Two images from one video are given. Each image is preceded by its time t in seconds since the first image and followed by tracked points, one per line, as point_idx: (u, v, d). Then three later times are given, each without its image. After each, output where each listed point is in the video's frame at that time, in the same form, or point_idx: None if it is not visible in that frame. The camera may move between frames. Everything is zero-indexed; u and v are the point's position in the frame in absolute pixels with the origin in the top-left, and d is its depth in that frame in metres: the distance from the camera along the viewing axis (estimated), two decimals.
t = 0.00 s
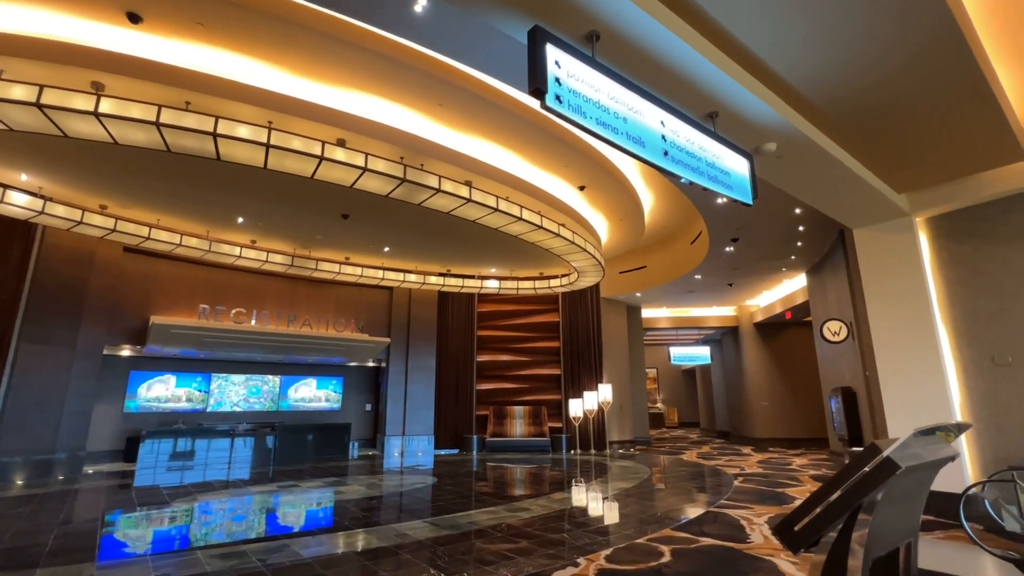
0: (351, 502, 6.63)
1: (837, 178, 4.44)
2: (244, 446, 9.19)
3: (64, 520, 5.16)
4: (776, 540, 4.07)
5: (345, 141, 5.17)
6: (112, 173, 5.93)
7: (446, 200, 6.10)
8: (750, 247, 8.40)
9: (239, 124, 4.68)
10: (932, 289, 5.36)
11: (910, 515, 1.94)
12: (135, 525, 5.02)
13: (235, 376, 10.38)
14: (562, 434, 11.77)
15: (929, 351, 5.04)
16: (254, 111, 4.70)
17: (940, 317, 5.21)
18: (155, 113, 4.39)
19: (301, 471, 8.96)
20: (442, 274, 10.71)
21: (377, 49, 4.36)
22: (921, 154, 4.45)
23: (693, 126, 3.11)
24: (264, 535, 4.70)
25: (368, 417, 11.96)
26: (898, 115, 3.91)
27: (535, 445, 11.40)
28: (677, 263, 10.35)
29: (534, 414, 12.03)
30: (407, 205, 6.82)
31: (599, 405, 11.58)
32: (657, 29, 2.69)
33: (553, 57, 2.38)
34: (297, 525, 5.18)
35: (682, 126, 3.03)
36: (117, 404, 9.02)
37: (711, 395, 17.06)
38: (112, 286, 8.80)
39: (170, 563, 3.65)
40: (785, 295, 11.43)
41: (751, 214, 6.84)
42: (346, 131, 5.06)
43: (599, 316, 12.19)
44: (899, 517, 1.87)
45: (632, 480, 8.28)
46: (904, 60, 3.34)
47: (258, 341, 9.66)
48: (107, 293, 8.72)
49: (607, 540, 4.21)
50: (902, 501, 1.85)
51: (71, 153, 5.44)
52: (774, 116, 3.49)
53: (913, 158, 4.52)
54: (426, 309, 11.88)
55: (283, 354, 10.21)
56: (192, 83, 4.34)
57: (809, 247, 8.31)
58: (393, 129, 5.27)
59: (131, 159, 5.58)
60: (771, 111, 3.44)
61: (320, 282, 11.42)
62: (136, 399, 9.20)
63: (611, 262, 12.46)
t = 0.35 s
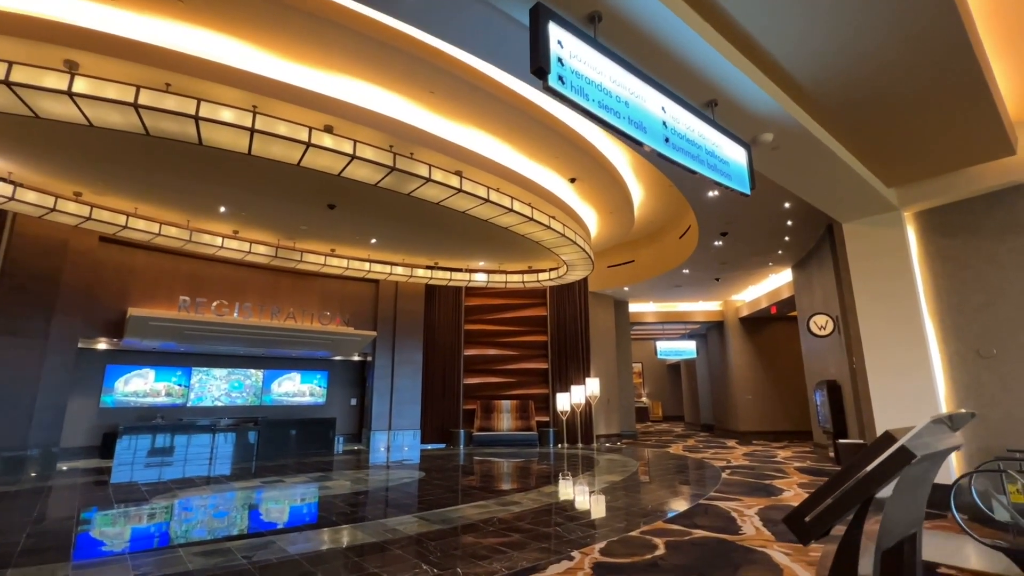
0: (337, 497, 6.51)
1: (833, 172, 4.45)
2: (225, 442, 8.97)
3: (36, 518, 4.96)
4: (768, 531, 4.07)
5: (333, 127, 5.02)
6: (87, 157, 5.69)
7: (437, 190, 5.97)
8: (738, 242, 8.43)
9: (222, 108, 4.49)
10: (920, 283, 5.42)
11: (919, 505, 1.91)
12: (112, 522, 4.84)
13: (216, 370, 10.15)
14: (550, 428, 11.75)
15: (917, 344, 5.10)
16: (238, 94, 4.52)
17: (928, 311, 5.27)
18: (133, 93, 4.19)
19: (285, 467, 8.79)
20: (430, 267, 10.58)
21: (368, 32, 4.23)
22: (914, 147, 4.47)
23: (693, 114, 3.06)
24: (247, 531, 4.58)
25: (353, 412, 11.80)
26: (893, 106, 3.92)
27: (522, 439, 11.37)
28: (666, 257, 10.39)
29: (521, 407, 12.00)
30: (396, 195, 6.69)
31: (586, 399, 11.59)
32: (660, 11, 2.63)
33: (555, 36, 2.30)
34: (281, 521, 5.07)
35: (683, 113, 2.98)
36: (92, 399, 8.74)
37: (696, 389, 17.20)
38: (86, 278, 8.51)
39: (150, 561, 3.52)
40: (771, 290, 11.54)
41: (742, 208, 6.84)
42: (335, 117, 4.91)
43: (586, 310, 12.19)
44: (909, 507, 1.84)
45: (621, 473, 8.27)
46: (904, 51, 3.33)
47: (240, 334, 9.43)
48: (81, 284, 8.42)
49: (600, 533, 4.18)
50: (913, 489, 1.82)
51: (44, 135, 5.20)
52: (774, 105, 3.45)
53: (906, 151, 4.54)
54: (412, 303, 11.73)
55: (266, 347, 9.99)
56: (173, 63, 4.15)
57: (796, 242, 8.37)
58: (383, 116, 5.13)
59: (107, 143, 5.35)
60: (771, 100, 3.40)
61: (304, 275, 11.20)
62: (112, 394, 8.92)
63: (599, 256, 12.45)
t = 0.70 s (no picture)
0: (330, 481, 6.43)
1: (840, 152, 4.36)
2: (214, 425, 8.83)
3: (20, 503, 4.82)
4: (768, 514, 4.06)
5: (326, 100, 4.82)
6: (66, 129, 5.43)
7: (433, 168, 5.79)
8: (736, 226, 8.37)
9: (209, 77, 4.28)
10: (920, 267, 5.38)
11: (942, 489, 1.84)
12: (99, 506, 4.72)
13: (204, 353, 9.96)
14: (542, 412, 11.73)
15: (917, 328, 5.08)
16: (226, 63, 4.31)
17: (928, 296, 5.25)
18: (113, 59, 3.95)
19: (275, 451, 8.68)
20: (423, 250, 10.42)
21: None
22: (923, 127, 4.40)
23: (707, 86, 2.94)
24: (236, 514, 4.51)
25: (344, 395, 11.69)
26: (904, 83, 3.83)
27: (513, 422, 11.35)
28: (661, 242, 10.32)
29: (513, 391, 11.97)
30: (390, 173, 6.50)
31: (579, 383, 11.57)
32: None
33: None
34: (273, 504, 4.98)
35: (697, 85, 2.85)
36: (76, 381, 8.53)
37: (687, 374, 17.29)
38: (67, 257, 8.24)
39: (140, 546, 3.42)
40: (765, 276, 11.54)
41: (742, 191, 6.76)
42: (329, 89, 4.71)
43: (580, 294, 12.12)
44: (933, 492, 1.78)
45: (616, 456, 8.27)
46: (923, 24, 3.22)
47: (229, 316, 9.23)
48: (62, 263, 8.15)
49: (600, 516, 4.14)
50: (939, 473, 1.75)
51: (19, 105, 4.95)
52: (787, 80, 3.34)
53: (915, 131, 4.46)
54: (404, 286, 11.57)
55: (255, 330, 9.80)
56: (156, 28, 3.93)
57: (794, 226, 8.32)
58: (378, 89, 4.94)
59: (87, 113, 5.11)
60: (785, 75, 3.29)
61: (294, 257, 10.98)
62: (97, 377, 8.71)
63: (594, 240, 12.36)
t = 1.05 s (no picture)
0: (325, 469, 6.28)
1: (859, 130, 4.19)
2: (205, 412, 8.62)
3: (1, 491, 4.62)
4: (779, 503, 3.96)
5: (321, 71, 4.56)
6: (45, 99, 5.14)
7: (433, 146, 5.55)
8: (738, 211, 8.23)
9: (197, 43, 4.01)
10: (932, 253, 5.26)
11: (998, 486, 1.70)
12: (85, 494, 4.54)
13: (194, 338, 9.71)
14: (539, 399, 11.62)
15: (929, 315, 4.97)
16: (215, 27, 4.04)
17: (940, 282, 5.14)
18: (92, 20, 3.68)
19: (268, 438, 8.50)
20: (419, 234, 10.20)
21: None
22: (943, 104, 4.25)
23: (733, 52, 2.75)
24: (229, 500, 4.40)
25: (338, 381, 11.50)
26: (932, 55, 3.66)
27: (513, 409, 11.21)
28: (661, 227, 10.18)
29: (510, 378, 11.84)
30: (387, 151, 6.27)
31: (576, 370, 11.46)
32: None
33: None
34: (265, 491, 4.85)
35: (723, 50, 2.67)
36: (61, 367, 8.27)
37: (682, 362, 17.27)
38: (49, 238, 7.94)
39: (127, 538, 3.24)
40: (764, 263, 11.44)
41: (749, 174, 6.60)
42: (324, 59, 4.46)
43: (577, 280, 11.97)
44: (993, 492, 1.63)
45: (619, 444, 8.12)
46: None
47: (219, 301, 8.98)
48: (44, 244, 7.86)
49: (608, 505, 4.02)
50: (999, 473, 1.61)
51: None
52: (815, 49, 3.15)
53: (934, 109, 4.31)
54: (399, 271, 11.35)
55: (247, 315, 9.55)
56: None
57: (798, 212, 8.19)
58: (376, 60, 4.68)
59: (66, 82, 4.83)
60: (812, 44, 3.11)
61: (286, 240, 10.71)
62: (83, 362, 8.46)
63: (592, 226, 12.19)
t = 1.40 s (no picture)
0: (321, 467, 6.08)
1: (883, 116, 4.01)
2: (197, 408, 8.40)
3: None
4: (798, 504, 3.81)
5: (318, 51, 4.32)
6: (24, 80, 4.88)
7: (434, 132, 5.33)
8: (744, 203, 8.06)
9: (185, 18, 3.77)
10: (949, 245, 5.10)
11: None
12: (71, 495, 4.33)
13: (185, 333, 9.46)
14: (538, 394, 11.45)
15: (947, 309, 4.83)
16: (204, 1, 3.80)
17: (958, 275, 4.99)
18: None
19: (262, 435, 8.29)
20: (416, 226, 9.98)
21: None
22: (968, 90, 4.08)
23: (766, 24, 2.56)
24: (222, 500, 4.22)
25: (333, 377, 11.28)
26: (965, 35, 3.48)
27: (507, 405, 11.08)
28: (664, 220, 10.01)
29: (507, 373, 11.67)
30: (386, 139, 6.04)
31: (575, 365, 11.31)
32: None
33: None
34: (259, 491, 4.65)
35: (756, 21, 2.47)
36: (47, 362, 8.00)
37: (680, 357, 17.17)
38: (32, 229, 7.65)
39: (113, 545, 3.03)
40: (766, 257, 11.30)
41: (758, 164, 6.42)
42: (320, 38, 4.22)
43: (577, 274, 11.78)
44: None
45: (621, 441, 7.96)
46: None
47: (211, 294, 8.72)
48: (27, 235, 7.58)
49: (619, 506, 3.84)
50: None
51: None
52: (847, 25, 2.96)
53: (958, 95, 4.14)
54: (396, 264, 11.13)
55: (240, 309, 9.29)
56: None
57: (804, 204, 8.03)
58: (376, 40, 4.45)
59: (47, 61, 4.57)
60: (845, 18, 2.91)
61: (280, 232, 10.44)
62: (69, 357, 8.19)
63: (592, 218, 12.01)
